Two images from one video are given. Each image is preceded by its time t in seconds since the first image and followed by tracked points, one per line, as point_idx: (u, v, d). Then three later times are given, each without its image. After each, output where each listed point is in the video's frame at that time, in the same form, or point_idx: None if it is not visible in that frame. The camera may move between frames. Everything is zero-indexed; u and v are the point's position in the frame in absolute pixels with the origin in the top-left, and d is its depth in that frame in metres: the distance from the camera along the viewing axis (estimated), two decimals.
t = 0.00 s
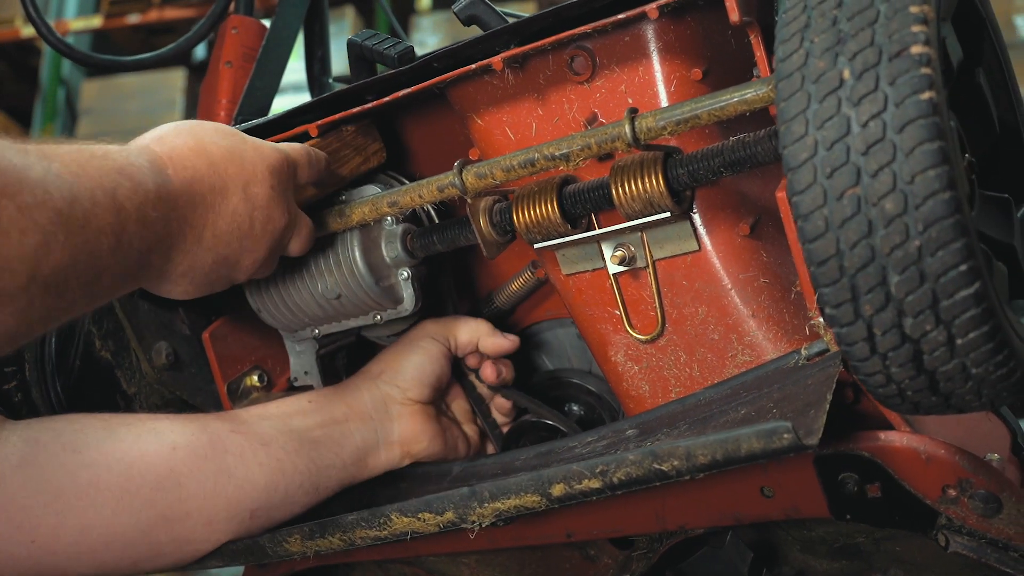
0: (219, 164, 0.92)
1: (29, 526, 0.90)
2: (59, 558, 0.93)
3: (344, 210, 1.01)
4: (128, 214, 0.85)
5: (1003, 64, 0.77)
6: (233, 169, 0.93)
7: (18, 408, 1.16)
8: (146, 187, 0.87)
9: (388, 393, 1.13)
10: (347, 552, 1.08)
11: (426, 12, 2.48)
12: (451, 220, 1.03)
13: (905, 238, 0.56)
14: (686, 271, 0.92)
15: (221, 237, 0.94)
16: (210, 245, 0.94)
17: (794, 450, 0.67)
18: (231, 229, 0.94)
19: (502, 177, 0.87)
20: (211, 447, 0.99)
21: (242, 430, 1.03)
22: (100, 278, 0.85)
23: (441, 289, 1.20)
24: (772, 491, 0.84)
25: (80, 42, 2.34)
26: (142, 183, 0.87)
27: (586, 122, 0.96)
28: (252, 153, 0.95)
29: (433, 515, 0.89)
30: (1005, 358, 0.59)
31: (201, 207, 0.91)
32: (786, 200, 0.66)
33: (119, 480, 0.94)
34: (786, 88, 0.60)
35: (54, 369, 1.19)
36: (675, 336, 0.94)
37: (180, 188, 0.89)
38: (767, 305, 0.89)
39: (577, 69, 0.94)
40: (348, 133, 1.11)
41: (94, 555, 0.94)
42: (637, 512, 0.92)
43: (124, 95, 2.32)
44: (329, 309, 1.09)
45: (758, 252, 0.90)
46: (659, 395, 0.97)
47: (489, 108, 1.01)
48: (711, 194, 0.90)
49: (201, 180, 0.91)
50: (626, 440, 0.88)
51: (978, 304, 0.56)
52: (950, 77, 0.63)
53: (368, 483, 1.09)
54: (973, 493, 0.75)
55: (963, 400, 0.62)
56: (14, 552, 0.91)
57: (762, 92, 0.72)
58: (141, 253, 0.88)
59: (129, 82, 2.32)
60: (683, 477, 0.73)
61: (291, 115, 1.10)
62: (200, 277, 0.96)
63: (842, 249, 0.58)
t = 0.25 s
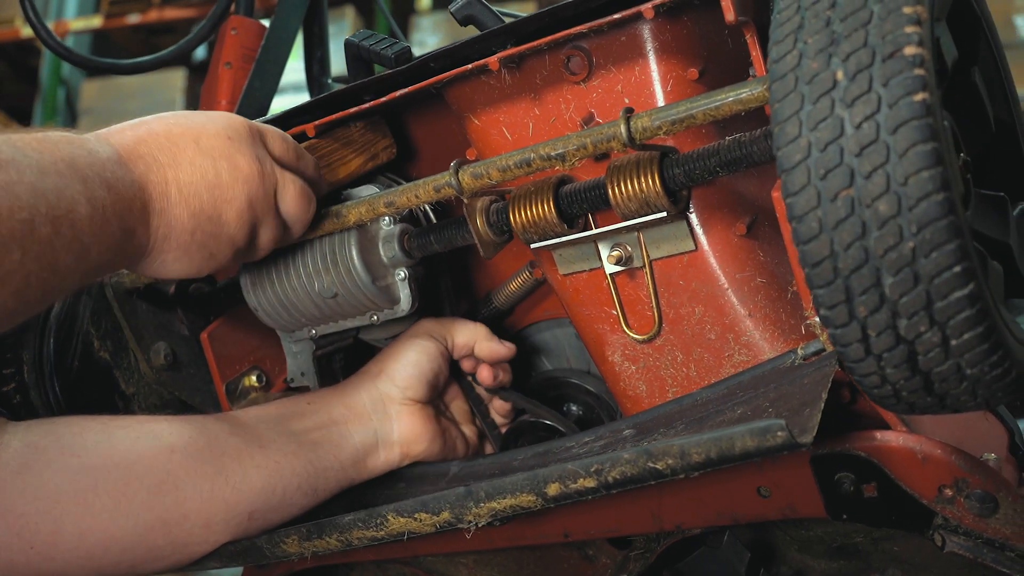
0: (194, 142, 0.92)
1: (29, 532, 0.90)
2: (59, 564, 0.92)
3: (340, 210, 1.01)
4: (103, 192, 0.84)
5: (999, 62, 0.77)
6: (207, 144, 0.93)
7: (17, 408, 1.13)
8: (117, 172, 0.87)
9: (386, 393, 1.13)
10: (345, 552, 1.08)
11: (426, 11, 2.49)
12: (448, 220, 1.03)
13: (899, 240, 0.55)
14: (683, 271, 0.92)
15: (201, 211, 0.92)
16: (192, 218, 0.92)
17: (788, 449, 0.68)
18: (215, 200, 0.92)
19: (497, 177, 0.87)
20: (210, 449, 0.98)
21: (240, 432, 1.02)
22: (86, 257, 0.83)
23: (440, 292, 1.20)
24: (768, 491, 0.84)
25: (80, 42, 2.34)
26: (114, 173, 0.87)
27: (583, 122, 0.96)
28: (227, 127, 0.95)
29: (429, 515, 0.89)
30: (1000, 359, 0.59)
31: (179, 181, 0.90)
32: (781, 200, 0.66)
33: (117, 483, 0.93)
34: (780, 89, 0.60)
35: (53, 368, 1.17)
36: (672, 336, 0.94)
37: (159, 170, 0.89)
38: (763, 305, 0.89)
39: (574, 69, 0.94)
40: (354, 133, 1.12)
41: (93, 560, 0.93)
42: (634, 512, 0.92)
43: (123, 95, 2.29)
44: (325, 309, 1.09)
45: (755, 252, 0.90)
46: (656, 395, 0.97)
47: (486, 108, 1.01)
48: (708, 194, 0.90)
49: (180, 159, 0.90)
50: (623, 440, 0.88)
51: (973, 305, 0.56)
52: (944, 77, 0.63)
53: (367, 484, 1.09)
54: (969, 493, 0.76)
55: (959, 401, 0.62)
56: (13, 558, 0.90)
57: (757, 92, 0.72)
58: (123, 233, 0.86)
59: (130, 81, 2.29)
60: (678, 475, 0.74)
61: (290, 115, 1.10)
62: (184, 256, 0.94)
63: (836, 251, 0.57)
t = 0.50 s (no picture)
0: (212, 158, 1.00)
1: (27, 532, 0.91)
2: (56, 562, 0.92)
3: (337, 211, 1.01)
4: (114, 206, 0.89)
5: (993, 61, 0.77)
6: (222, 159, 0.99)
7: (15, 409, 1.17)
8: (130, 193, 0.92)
9: (384, 394, 1.13)
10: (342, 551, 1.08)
11: (426, 11, 2.49)
12: (445, 221, 1.03)
13: (890, 240, 0.55)
14: (679, 271, 0.92)
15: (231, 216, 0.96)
16: (220, 223, 0.95)
17: (781, 448, 0.68)
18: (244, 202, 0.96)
19: (493, 177, 0.87)
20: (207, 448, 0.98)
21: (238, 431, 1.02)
22: (105, 270, 0.87)
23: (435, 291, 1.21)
24: (764, 490, 0.84)
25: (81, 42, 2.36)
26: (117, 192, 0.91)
27: (579, 122, 0.96)
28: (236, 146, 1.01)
29: (425, 514, 0.89)
30: (992, 359, 0.59)
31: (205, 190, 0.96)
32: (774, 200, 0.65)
33: (114, 483, 0.93)
34: (772, 90, 0.60)
35: (50, 371, 1.20)
36: (669, 336, 0.94)
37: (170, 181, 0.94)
38: (759, 305, 0.89)
39: (569, 69, 0.94)
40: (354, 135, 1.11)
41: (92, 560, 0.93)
42: (631, 512, 0.92)
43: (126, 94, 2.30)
44: (323, 309, 1.09)
45: (750, 252, 0.90)
46: (653, 395, 0.96)
47: (483, 109, 1.01)
48: (704, 194, 0.90)
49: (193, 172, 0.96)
50: (619, 440, 0.88)
51: (965, 305, 0.56)
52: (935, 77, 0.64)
53: (365, 484, 1.09)
54: (965, 493, 0.75)
55: (952, 401, 0.61)
56: (11, 558, 0.91)
57: (751, 92, 0.72)
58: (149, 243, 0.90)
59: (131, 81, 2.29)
60: (672, 474, 0.74)
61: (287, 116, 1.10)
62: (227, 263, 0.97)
63: (827, 251, 0.57)
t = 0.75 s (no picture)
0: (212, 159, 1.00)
1: (25, 534, 0.90)
2: (55, 564, 0.92)
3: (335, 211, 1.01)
4: (136, 218, 0.90)
5: (990, 60, 0.77)
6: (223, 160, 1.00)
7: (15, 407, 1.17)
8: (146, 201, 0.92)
9: (382, 394, 1.13)
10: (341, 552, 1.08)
11: (426, 11, 2.49)
12: (443, 220, 1.03)
13: (886, 240, 0.55)
14: (677, 271, 0.92)
15: (229, 224, 0.96)
16: (222, 229, 0.95)
17: (778, 448, 0.68)
18: (242, 207, 0.96)
19: (490, 177, 0.87)
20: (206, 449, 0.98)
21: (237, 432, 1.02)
22: (131, 281, 0.88)
23: (435, 292, 1.21)
24: (762, 490, 0.84)
25: (81, 42, 2.36)
26: (134, 201, 0.91)
27: (576, 122, 0.96)
28: (236, 144, 1.02)
29: (423, 515, 0.89)
30: (989, 358, 0.59)
31: (205, 196, 0.96)
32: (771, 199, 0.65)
33: (112, 485, 0.93)
34: (768, 89, 0.60)
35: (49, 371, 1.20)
36: (667, 336, 0.94)
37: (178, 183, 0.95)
38: (757, 304, 0.89)
39: (567, 69, 0.94)
40: (359, 132, 1.10)
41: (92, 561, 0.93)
42: (629, 512, 0.92)
43: (125, 94, 2.32)
44: (321, 309, 1.09)
45: (748, 251, 0.90)
46: (651, 395, 0.96)
47: (481, 109, 1.01)
48: (701, 193, 0.90)
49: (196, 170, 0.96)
50: (617, 439, 0.88)
51: (961, 305, 0.56)
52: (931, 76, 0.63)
53: (364, 484, 1.09)
54: (962, 493, 0.75)
55: (949, 400, 0.61)
56: (10, 560, 0.91)
57: (747, 91, 0.72)
58: (168, 254, 0.91)
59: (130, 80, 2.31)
60: (669, 474, 0.74)
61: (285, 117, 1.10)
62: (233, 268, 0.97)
63: (823, 251, 0.57)
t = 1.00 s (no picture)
0: (226, 190, 1.00)
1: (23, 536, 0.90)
2: (53, 565, 0.92)
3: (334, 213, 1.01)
4: (172, 254, 0.89)
5: (986, 58, 0.77)
6: (237, 188, 1.00)
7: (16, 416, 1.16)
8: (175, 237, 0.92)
9: (380, 396, 1.13)
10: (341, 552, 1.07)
11: (426, 11, 2.49)
12: (441, 221, 1.04)
13: (880, 242, 0.55)
14: (674, 271, 0.92)
15: (260, 257, 0.97)
16: (253, 262, 0.96)
17: (773, 449, 0.68)
18: (268, 238, 0.98)
19: (487, 178, 0.87)
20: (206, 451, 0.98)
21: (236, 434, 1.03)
22: (172, 318, 0.87)
23: (432, 293, 1.21)
24: (759, 491, 0.84)
25: (80, 42, 2.39)
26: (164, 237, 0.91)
27: (574, 122, 0.96)
28: (241, 166, 1.02)
29: (421, 517, 0.90)
30: (983, 359, 0.58)
31: (231, 230, 0.97)
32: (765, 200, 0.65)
33: (111, 486, 0.93)
34: (761, 90, 0.60)
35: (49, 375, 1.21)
36: (664, 336, 0.94)
37: (207, 227, 0.97)
38: (754, 305, 0.89)
39: (564, 69, 0.94)
40: (359, 133, 1.12)
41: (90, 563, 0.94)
42: (627, 513, 0.92)
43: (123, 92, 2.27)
44: (319, 309, 1.09)
45: (745, 251, 0.90)
46: (648, 395, 0.96)
47: (479, 110, 1.01)
48: (698, 193, 0.90)
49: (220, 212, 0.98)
50: (614, 440, 0.88)
51: (954, 306, 0.56)
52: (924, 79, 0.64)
53: (362, 485, 1.10)
54: (959, 493, 0.75)
55: (944, 401, 0.61)
56: (8, 561, 0.91)
57: (743, 92, 0.72)
58: (204, 289, 0.91)
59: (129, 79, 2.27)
60: (665, 476, 0.74)
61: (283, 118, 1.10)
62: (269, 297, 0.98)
63: (817, 252, 0.57)
